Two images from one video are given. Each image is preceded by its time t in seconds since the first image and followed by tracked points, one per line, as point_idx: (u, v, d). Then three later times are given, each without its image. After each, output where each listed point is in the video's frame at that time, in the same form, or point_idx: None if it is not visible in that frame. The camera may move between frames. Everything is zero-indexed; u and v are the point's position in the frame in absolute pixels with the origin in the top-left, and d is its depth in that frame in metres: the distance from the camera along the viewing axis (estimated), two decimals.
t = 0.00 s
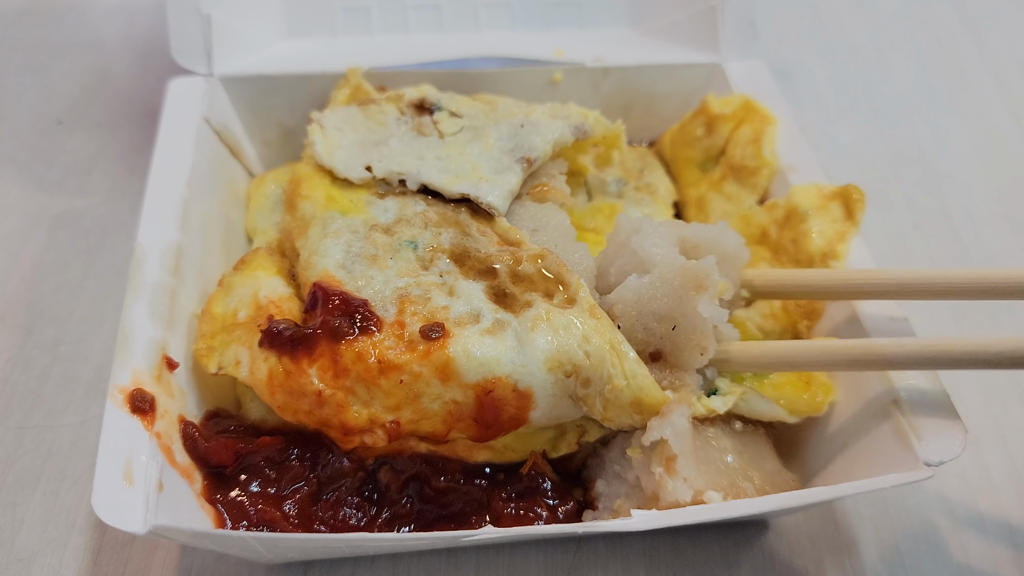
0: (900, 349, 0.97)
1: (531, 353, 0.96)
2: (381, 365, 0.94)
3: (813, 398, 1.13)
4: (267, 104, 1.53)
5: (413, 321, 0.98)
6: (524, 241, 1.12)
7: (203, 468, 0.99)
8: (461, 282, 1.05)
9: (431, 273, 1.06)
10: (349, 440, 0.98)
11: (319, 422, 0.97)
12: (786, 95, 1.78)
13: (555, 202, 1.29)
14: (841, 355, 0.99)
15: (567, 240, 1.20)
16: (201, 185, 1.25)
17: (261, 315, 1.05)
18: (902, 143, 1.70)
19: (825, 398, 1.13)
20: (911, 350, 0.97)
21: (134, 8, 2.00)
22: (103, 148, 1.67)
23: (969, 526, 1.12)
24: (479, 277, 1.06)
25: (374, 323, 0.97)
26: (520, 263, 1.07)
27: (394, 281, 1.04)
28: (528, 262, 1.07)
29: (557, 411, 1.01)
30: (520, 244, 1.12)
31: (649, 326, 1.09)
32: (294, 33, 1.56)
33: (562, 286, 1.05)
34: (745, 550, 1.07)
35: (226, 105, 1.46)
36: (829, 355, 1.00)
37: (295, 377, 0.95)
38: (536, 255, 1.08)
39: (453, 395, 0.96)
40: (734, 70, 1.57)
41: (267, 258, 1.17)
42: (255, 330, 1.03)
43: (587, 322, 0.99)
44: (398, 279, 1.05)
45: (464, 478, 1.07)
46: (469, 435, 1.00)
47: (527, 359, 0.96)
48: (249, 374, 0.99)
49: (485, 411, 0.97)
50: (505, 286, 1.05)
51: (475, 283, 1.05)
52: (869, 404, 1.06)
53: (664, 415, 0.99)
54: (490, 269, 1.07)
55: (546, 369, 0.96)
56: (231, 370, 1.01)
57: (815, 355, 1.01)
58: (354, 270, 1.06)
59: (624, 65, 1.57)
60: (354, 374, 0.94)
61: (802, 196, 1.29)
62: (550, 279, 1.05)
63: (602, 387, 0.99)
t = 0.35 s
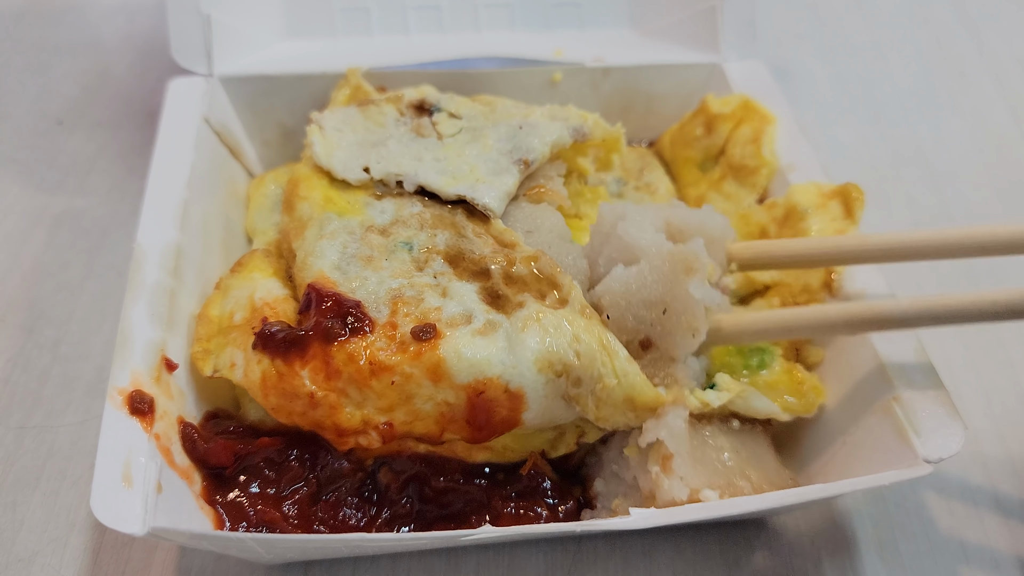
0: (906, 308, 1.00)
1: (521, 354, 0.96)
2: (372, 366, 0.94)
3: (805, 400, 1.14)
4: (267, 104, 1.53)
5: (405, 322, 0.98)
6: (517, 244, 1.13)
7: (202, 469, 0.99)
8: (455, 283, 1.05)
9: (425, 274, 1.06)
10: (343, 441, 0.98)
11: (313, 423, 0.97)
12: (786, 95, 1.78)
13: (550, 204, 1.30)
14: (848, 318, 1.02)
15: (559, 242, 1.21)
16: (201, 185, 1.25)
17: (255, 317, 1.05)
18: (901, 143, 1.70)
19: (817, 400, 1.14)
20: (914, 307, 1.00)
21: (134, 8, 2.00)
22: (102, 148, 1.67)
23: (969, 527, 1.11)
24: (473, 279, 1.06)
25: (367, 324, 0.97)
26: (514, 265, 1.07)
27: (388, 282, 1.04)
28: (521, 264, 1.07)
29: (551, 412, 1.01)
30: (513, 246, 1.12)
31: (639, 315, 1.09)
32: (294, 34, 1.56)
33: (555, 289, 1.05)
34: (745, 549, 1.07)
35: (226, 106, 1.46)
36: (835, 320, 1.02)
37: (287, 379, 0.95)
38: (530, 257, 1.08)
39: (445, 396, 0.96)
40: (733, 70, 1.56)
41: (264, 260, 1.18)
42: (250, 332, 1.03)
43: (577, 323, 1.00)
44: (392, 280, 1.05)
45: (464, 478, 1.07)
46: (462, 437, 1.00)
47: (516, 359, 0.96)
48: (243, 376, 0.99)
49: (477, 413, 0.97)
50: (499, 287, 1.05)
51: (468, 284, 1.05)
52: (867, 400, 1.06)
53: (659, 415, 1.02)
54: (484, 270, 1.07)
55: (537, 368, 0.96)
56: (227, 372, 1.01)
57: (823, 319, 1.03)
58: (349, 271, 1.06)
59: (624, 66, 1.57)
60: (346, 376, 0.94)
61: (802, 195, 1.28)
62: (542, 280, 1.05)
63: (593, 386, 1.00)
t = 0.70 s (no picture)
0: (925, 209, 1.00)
1: (515, 346, 0.96)
2: (366, 365, 0.94)
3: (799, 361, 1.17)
4: (266, 104, 1.53)
5: (399, 320, 0.99)
6: (506, 231, 1.10)
7: (203, 469, 0.99)
8: (447, 279, 1.05)
9: (418, 271, 1.07)
10: (342, 441, 0.98)
11: (310, 423, 0.97)
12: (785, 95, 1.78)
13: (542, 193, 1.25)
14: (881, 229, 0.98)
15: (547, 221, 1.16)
16: (201, 185, 1.25)
17: (251, 317, 1.05)
18: (901, 142, 1.70)
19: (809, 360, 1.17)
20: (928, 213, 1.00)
21: (134, 8, 2.00)
22: (103, 148, 1.67)
23: (970, 527, 1.11)
24: (463, 274, 1.06)
25: (361, 322, 0.98)
26: (501, 255, 1.07)
27: (381, 279, 1.04)
28: (507, 253, 1.06)
29: (549, 401, 1.01)
30: (502, 234, 1.10)
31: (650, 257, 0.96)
32: (293, 34, 1.56)
33: (543, 274, 1.03)
34: (746, 549, 1.07)
35: (226, 106, 1.46)
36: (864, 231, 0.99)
37: (283, 379, 0.96)
38: (514, 245, 1.07)
39: (441, 392, 0.96)
40: (733, 69, 1.56)
41: (259, 262, 1.17)
42: (246, 332, 1.04)
43: (569, 308, 0.98)
44: (384, 278, 1.05)
45: (464, 477, 1.07)
46: (462, 432, 1.00)
47: (511, 353, 0.96)
48: (239, 377, 1.00)
49: (475, 408, 0.97)
50: (487, 280, 1.05)
51: (459, 279, 1.05)
52: (868, 400, 1.06)
53: (657, 402, 1.04)
54: (473, 264, 1.07)
55: (531, 361, 0.96)
56: (223, 373, 1.03)
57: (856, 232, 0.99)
58: (343, 270, 1.06)
59: (624, 66, 1.57)
60: (340, 375, 0.95)
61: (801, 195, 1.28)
62: (530, 266, 1.04)
63: (591, 369, 0.99)
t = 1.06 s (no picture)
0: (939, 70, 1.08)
1: (526, 346, 0.96)
2: (376, 362, 0.94)
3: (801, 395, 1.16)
4: (267, 104, 1.53)
5: (408, 319, 0.98)
6: (520, 240, 1.14)
7: (203, 468, 0.99)
8: (458, 280, 1.05)
9: (427, 272, 1.07)
10: (345, 439, 0.98)
11: (315, 419, 0.97)
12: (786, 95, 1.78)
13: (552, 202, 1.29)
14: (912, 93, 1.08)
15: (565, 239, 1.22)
16: (202, 185, 1.25)
17: (257, 313, 1.05)
18: (901, 142, 1.71)
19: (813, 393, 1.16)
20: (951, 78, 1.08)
21: (134, 7, 2.00)
22: (103, 148, 1.67)
23: (970, 527, 1.12)
24: (475, 276, 1.06)
25: (370, 320, 0.97)
26: (515, 260, 1.09)
27: (391, 279, 1.04)
28: (523, 260, 1.09)
29: (554, 408, 1.02)
30: (516, 243, 1.13)
31: (672, 86, 1.03)
32: (293, 34, 1.56)
33: (557, 284, 1.07)
34: (746, 549, 1.07)
35: (226, 105, 1.46)
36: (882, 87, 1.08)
37: (290, 375, 0.95)
38: (531, 253, 1.11)
39: (449, 391, 0.96)
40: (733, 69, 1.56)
41: (264, 258, 1.18)
42: (252, 328, 1.03)
43: (581, 314, 1.01)
44: (393, 278, 1.05)
45: (464, 477, 1.07)
46: (466, 433, 1.00)
47: (522, 354, 0.96)
48: (244, 372, 0.99)
49: (481, 408, 0.97)
50: (501, 284, 1.06)
51: (471, 281, 1.05)
52: (868, 401, 1.06)
53: (660, 403, 1.04)
54: (485, 267, 1.08)
55: (542, 362, 0.96)
56: (228, 369, 1.01)
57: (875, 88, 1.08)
58: (350, 269, 1.06)
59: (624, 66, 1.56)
60: (348, 372, 0.95)
61: (801, 195, 1.28)
62: (545, 275, 1.08)
63: (600, 374, 1.00)
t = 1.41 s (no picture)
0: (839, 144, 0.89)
1: (526, 347, 0.97)
2: (376, 362, 0.94)
3: (801, 395, 1.15)
4: (267, 104, 1.53)
5: (408, 318, 0.98)
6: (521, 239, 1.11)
7: (203, 468, 0.99)
8: (458, 280, 1.05)
9: (427, 271, 1.06)
10: (345, 438, 0.98)
11: (315, 419, 0.97)
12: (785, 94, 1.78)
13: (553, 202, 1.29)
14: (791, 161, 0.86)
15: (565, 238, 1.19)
16: (201, 185, 1.25)
17: (257, 313, 1.06)
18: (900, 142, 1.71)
19: (813, 392, 1.15)
20: (840, 144, 0.88)
21: (134, 8, 2.00)
22: (103, 148, 1.67)
23: (970, 527, 1.12)
24: (475, 276, 1.05)
25: (370, 320, 0.97)
26: (515, 260, 1.06)
27: (391, 279, 1.04)
28: (523, 260, 1.06)
29: (554, 407, 1.02)
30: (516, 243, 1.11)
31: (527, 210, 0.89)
32: (293, 34, 1.56)
33: (557, 284, 1.04)
34: (745, 549, 1.07)
35: (226, 105, 1.46)
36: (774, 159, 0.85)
37: (290, 375, 0.95)
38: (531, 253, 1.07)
39: (449, 391, 0.96)
40: (732, 69, 1.56)
41: (264, 258, 1.18)
42: (252, 328, 1.03)
43: (582, 314, 1.01)
44: (394, 277, 1.05)
45: (464, 477, 1.07)
46: (465, 433, 1.00)
47: (522, 354, 0.96)
48: (244, 372, 0.99)
49: (481, 408, 0.97)
50: (500, 283, 1.04)
51: (470, 281, 1.04)
52: (868, 401, 1.06)
53: (660, 402, 1.04)
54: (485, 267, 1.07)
55: (542, 362, 0.97)
56: (228, 368, 1.02)
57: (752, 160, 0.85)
58: (351, 268, 1.06)
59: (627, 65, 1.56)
60: (348, 371, 0.95)
61: (802, 195, 1.29)
62: (545, 274, 1.05)
63: (600, 373, 1.00)
